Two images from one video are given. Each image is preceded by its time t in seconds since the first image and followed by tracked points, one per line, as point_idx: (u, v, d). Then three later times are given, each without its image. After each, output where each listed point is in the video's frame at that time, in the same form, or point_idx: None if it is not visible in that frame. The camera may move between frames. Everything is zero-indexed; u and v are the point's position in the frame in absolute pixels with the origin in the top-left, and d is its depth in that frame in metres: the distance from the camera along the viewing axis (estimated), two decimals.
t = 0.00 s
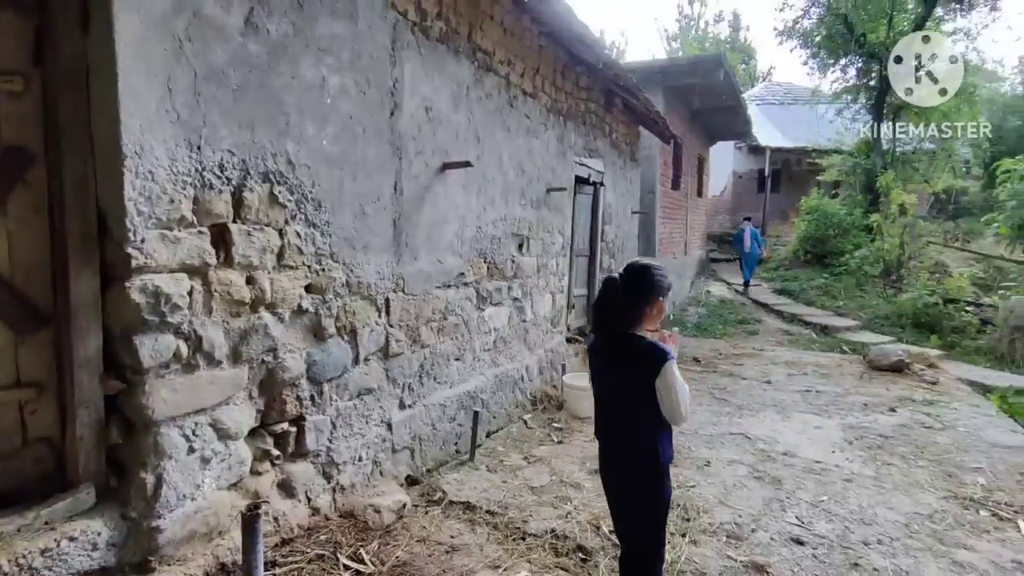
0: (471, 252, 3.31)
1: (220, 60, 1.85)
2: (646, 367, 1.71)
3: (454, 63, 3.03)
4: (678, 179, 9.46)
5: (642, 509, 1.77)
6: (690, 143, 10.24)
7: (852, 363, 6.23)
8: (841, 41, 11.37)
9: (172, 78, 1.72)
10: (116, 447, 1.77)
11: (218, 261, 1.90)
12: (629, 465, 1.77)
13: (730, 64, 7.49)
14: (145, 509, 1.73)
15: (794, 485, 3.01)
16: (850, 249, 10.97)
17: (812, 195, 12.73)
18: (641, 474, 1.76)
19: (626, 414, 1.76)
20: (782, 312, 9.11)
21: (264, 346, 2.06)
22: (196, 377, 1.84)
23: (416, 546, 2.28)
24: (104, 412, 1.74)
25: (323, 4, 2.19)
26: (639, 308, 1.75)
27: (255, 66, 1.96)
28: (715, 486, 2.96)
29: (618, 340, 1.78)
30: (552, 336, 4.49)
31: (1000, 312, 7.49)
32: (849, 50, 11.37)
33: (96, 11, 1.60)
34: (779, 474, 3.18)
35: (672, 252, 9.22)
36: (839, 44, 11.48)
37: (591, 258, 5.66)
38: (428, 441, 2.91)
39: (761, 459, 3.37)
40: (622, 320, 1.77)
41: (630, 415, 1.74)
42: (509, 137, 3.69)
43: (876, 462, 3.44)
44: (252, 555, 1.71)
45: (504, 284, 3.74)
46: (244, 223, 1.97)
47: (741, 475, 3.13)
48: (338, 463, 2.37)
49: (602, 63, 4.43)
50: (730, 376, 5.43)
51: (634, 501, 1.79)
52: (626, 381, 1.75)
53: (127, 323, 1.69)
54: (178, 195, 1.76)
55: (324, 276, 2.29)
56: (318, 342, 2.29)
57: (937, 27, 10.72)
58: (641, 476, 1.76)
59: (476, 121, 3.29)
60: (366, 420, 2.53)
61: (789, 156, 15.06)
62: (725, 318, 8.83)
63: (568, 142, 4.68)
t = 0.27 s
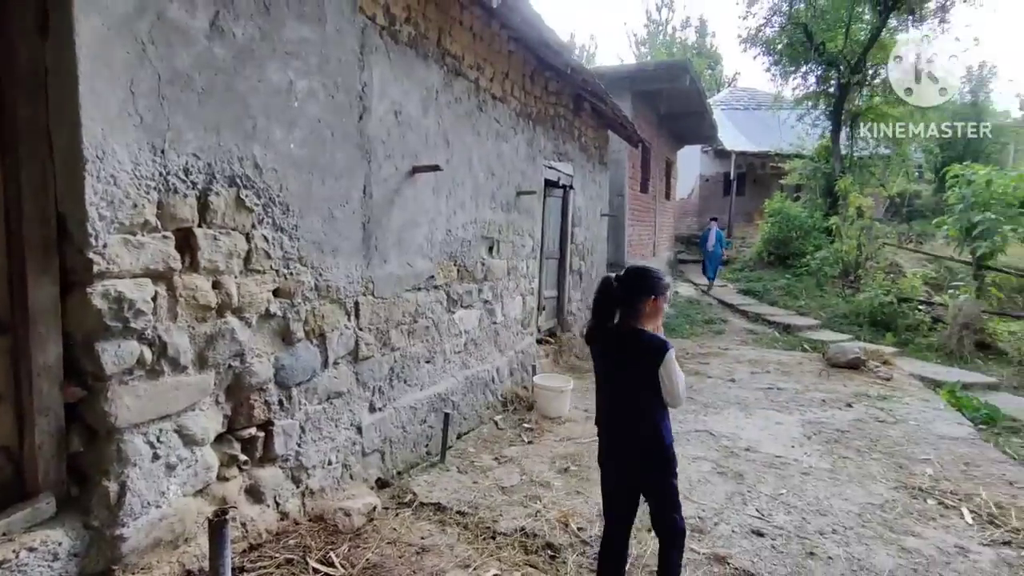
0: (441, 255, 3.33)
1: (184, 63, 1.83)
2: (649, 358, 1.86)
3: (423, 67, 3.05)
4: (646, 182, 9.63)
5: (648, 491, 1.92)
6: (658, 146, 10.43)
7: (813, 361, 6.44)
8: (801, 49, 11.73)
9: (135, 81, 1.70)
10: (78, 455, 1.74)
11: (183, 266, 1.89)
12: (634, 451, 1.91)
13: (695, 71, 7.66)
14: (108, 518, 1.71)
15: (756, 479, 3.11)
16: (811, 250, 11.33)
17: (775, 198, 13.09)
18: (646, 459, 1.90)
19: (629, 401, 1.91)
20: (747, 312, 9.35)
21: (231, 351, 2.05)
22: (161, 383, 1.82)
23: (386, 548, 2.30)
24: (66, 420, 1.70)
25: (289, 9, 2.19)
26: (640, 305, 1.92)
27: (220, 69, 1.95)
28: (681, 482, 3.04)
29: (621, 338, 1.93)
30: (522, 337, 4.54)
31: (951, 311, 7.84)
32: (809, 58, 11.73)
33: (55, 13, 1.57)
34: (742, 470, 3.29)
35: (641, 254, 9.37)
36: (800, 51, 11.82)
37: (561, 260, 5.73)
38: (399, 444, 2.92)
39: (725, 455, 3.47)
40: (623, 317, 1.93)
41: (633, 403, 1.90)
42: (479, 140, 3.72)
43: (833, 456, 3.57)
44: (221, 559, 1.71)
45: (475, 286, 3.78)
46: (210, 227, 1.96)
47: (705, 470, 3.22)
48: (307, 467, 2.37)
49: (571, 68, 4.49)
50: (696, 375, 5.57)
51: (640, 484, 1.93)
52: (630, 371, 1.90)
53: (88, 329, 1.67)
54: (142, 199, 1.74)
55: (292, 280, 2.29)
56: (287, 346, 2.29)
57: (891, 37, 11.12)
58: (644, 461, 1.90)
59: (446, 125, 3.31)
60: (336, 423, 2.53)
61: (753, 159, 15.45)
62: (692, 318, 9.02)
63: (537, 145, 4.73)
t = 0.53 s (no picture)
0: (404, 255, 3.34)
1: (135, 63, 1.81)
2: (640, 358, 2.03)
3: (383, 68, 3.06)
4: (611, 181, 9.76)
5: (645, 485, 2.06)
6: (622, 147, 10.59)
7: (770, 356, 6.66)
8: (758, 53, 12.08)
9: (83, 81, 1.68)
10: (27, 461, 1.71)
11: (136, 268, 1.87)
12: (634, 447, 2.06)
13: (656, 73, 7.82)
14: (60, 524, 1.68)
15: (711, 470, 3.23)
16: (769, 248, 11.68)
17: (736, 197, 13.44)
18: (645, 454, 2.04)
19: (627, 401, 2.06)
20: (708, 308, 9.59)
21: (188, 353, 2.03)
22: (114, 386, 1.80)
23: (349, 546, 2.31)
24: (13, 426, 1.67)
25: (245, 9, 2.18)
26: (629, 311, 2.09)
27: (173, 70, 1.93)
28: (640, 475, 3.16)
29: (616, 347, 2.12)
30: (487, 336, 4.59)
31: (900, 306, 8.24)
32: (767, 61, 12.09)
33: None
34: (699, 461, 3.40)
35: (606, 253, 9.51)
36: (757, 55, 12.16)
37: (526, 259, 5.78)
38: (362, 444, 2.93)
39: (684, 447, 3.59)
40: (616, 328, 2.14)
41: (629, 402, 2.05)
42: (441, 141, 3.75)
43: (786, 447, 3.71)
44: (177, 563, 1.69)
45: (438, 286, 3.80)
46: (164, 228, 1.94)
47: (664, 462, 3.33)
48: (268, 469, 2.36)
49: (533, 70, 4.56)
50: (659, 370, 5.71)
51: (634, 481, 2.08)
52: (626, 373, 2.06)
53: (36, 332, 1.64)
54: (92, 201, 1.72)
55: (250, 281, 2.28)
56: (245, 348, 2.28)
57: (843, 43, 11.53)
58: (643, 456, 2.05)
59: (407, 125, 3.32)
60: (297, 425, 2.53)
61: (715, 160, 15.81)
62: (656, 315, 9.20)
63: (501, 146, 4.78)
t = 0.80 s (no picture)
0: (360, 255, 3.35)
1: (76, 60, 1.78)
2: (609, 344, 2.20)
3: (336, 68, 3.06)
4: (570, 182, 9.90)
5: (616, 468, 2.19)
6: (581, 147, 10.74)
7: (723, 351, 6.88)
8: (710, 57, 12.46)
9: (20, 78, 1.64)
10: None
11: (79, 269, 1.83)
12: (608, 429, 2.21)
13: (612, 76, 7.98)
14: None
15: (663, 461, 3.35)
16: (723, 247, 12.04)
17: (692, 198, 13.80)
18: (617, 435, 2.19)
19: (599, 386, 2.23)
20: (665, 306, 9.83)
21: (135, 355, 2.00)
22: (57, 390, 1.76)
23: (305, 546, 2.31)
24: None
25: (192, 7, 2.15)
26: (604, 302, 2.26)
27: (116, 67, 1.90)
28: (595, 468, 3.26)
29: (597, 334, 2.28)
30: (446, 335, 4.61)
31: (844, 301, 8.79)
32: (719, 65, 12.48)
33: None
34: (653, 454, 3.52)
35: (566, 253, 9.63)
36: (710, 60, 12.53)
37: (486, 259, 5.83)
38: (319, 444, 2.92)
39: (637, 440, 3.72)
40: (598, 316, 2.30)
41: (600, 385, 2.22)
42: (397, 141, 3.76)
43: (734, 439, 3.87)
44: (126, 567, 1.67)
45: (396, 286, 3.81)
46: (108, 228, 1.91)
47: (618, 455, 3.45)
48: (220, 471, 2.34)
49: (489, 72, 4.61)
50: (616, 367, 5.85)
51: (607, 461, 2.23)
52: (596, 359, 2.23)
53: None
54: (31, 201, 1.68)
55: (200, 282, 2.25)
56: (195, 349, 2.26)
57: (790, 50, 11.98)
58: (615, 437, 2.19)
59: (362, 125, 3.33)
60: (250, 426, 2.51)
61: (672, 161, 16.19)
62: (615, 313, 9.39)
63: (458, 147, 4.81)
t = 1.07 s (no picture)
0: (318, 260, 3.32)
1: (17, 63, 1.73)
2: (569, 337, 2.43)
3: (291, 72, 3.04)
4: (529, 185, 9.99)
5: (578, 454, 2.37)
6: (540, 151, 10.86)
7: (679, 350, 7.08)
8: (664, 64, 12.81)
9: None
10: None
11: (23, 277, 1.78)
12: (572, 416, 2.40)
13: (569, 82, 8.12)
14: None
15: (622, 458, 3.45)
16: (679, 249, 12.36)
17: (648, 201, 14.11)
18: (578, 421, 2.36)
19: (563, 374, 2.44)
20: (624, 307, 10.02)
21: (83, 365, 1.95)
22: (2, 402, 1.70)
23: (265, 555, 2.29)
24: None
25: (140, 10, 2.11)
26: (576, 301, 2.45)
27: (61, 70, 1.85)
28: (556, 467, 3.33)
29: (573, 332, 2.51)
30: (407, 339, 4.61)
31: (793, 300, 9.20)
32: (672, 71, 12.84)
33: None
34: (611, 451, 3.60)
35: (526, 255, 9.71)
36: (664, 67, 12.87)
37: (446, 263, 5.84)
38: (278, 452, 2.88)
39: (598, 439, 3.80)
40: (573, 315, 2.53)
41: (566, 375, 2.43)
42: (354, 145, 3.74)
43: (690, 436, 4.00)
44: None
45: (355, 291, 3.79)
46: (54, 236, 1.86)
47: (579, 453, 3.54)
48: (175, 482, 2.29)
49: (446, 77, 4.64)
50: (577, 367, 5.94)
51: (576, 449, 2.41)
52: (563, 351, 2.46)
53: None
54: None
55: (152, 289, 2.21)
56: (148, 358, 2.21)
57: (739, 58, 12.42)
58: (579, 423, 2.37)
59: (318, 129, 3.30)
60: (206, 435, 2.47)
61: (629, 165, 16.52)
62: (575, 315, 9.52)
63: (417, 151, 4.81)
